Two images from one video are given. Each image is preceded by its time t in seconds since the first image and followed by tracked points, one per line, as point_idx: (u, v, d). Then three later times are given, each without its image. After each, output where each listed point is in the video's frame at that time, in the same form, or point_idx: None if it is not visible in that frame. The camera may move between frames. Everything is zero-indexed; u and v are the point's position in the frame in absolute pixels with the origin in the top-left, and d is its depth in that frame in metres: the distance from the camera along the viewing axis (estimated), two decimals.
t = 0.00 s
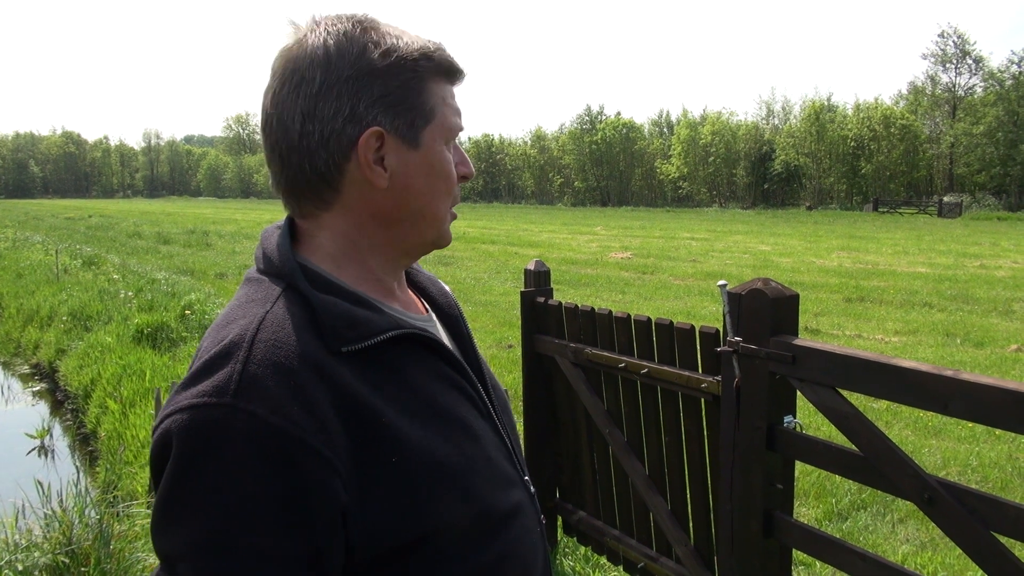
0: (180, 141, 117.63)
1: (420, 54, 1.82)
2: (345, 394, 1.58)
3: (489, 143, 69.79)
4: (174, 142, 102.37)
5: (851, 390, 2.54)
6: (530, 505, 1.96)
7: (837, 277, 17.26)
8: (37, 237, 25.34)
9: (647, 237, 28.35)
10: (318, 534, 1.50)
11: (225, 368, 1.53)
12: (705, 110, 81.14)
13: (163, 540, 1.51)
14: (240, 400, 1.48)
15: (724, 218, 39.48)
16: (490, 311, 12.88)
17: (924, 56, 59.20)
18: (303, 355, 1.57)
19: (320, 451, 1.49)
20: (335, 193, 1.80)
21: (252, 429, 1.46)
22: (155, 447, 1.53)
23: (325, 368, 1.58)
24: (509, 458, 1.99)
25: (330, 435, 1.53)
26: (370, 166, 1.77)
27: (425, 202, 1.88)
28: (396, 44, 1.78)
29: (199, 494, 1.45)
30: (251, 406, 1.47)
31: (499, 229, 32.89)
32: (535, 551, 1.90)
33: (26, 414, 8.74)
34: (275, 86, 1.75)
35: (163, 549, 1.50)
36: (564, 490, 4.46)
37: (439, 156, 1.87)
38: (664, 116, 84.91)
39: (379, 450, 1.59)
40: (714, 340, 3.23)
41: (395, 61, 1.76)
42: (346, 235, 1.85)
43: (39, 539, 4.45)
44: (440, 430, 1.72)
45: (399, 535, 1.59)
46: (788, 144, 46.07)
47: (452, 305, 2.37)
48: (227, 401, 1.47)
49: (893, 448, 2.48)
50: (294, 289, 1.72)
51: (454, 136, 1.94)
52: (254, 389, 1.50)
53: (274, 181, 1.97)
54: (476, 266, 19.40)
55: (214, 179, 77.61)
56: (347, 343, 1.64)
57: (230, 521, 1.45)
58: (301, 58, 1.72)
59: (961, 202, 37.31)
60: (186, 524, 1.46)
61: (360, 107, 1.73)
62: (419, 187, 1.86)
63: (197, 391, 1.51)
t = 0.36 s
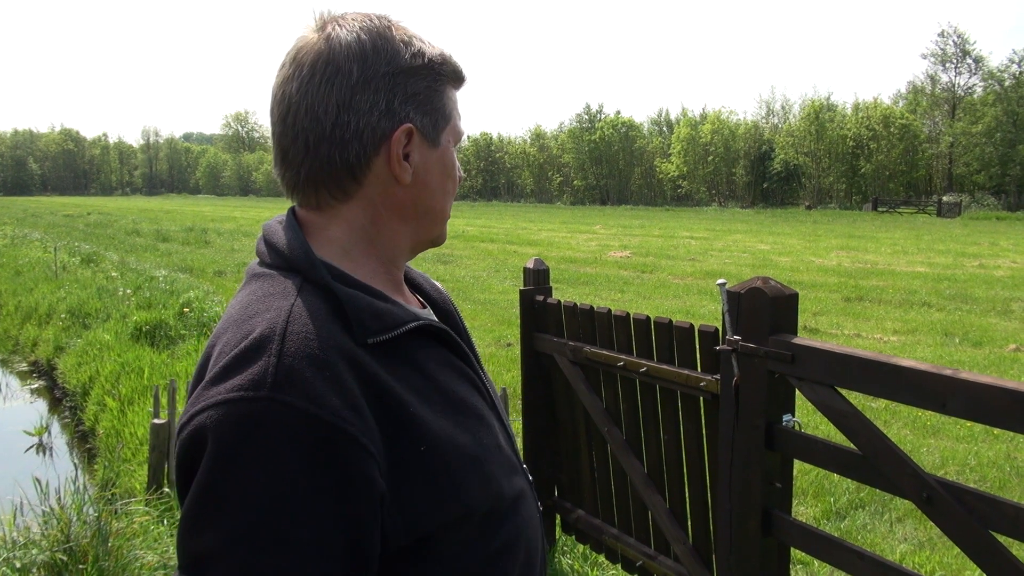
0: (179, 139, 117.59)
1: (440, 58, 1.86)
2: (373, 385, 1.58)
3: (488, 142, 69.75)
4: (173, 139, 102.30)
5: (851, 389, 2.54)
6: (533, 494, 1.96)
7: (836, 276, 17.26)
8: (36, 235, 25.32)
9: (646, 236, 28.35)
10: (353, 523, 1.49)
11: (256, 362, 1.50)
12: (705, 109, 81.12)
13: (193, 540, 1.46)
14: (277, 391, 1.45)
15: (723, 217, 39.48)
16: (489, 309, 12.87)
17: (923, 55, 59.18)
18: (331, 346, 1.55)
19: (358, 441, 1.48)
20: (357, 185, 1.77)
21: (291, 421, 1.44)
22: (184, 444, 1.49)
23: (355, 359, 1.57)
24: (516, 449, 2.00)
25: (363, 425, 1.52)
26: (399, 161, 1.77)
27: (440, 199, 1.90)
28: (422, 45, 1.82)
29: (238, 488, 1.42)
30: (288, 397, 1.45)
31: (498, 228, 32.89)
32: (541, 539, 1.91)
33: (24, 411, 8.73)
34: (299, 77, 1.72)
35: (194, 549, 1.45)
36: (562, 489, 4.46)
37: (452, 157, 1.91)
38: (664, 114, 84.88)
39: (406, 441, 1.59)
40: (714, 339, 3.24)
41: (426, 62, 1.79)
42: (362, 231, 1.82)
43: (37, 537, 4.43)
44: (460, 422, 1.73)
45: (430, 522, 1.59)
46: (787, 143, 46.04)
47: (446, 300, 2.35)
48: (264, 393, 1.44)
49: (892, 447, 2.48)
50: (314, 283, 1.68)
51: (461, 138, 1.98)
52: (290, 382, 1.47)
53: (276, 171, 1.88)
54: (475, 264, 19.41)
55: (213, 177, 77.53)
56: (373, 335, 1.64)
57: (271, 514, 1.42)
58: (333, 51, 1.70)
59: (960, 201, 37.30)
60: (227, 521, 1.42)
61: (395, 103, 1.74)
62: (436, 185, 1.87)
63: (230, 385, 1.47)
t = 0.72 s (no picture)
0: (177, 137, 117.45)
1: (439, 59, 1.86)
2: (372, 379, 1.58)
3: (487, 140, 69.66)
4: (172, 137, 102.30)
5: (848, 387, 2.54)
6: (527, 490, 1.97)
7: (835, 275, 17.25)
8: (35, 233, 25.29)
9: (645, 234, 28.35)
10: (351, 514, 1.49)
11: (256, 355, 1.49)
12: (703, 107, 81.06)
13: (191, 532, 1.45)
14: (276, 383, 1.45)
15: (722, 215, 39.45)
16: (488, 307, 12.87)
17: (922, 54, 59.15)
18: (331, 340, 1.55)
19: (357, 434, 1.48)
20: (355, 181, 1.76)
21: (291, 413, 1.44)
22: (181, 437, 1.48)
23: (354, 353, 1.57)
24: (510, 446, 2.00)
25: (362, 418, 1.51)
26: (396, 159, 1.76)
27: (436, 198, 1.89)
28: (423, 44, 1.81)
29: (236, 479, 1.42)
30: (287, 389, 1.45)
31: (496, 227, 32.85)
32: (533, 534, 1.92)
33: (23, 410, 8.73)
34: (300, 74, 1.71)
35: (193, 540, 1.45)
36: (560, 487, 4.46)
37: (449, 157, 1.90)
38: (663, 113, 84.78)
39: (404, 436, 1.59)
40: (712, 338, 3.24)
41: (425, 61, 1.78)
42: (358, 227, 1.81)
43: (35, 535, 4.42)
44: (456, 418, 1.73)
45: (427, 515, 1.59)
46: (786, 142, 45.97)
47: (441, 298, 2.35)
48: (264, 385, 1.44)
49: (889, 446, 2.48)
50: (313, 278, 1.67)
51: (458, 139, 1.97)
52: (290, 374, 1.47)
53: (275, 167, 1.87)
54: (474, 263, 19.39)
55: (211, 175, 77.45)
56: (371, 330, 1.64)
57: (269, 505, 1.42)
58: (335, 49, 1.70)
59: (959, 200, 37.26)
60: (224, 512, 1.42)
61: (394, 102, 1.74)
62: (432, 183, 1.87)
63: (229, 377, 1.47)
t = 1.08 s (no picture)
0: (175, 136, 117.31)
1: (431, 57, 1.83)
2: (362, 377, 1.57)
3: (485, 140, 69.62)
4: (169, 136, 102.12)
5: (844, 387, 2.55)
6: (517, 492, 1.97)
7: (832, 275, 17.26)
8: (31, 231, 25.24)
9: (643, 233, 28.33)
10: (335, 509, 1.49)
11: (247, 349, 1.49)
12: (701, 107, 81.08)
13: (179, 520, 1.45)
14: (265, 378, 1.45)
15: (720, 215, 39.46)
16: (485, 307, 12.86)
17: (919, 54, 59.21)
18: (322, 337, 1.55)
19: (344, 432, 1.48)
20: (339, 178, 1.77)
21: (280, 407, 1.44)
22: (169, 430, 1.48)
23: (344, 351, 1.57)
24: (499, 447, 2.01)
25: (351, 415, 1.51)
26: (378, 157, 1.76)
27: (425, 199, 1.87)
28: (414, 45, 1.80)
29: (221, 471, 1.42)
30: (277, 384, 1.44)
31: (494, 226, 32.82)
32: (520, 536, 1.92)
33: (19, 409, 8.71)
34: (292, 74, 1.74)
35: (179, 531, 1.45)
36: (557, 486, 4.46)
37: (440, 157, 1.86)
38: (661, 113, 84.81)
39: (392, 434, 1.58)
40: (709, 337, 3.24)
41: (412, 61, 1.77)
42: (347, 224, 1.81)
43: (31, 534, 4.41)
44: (445, 417, 1.73)
45: (412, 513, 1.59)
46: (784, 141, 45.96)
47: (438, 300, 2.36)
48: (253, 379, 1.44)
49: (885, 446, 2.48)
50: (306, 274, 1.68)
51: (456, 139, 1.93)
52: (279, 369, 1.47)
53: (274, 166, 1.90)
54: (472, 262, 19.38)
55: (209, 173, 77.34)
56: (362, 327, 1.64)
57: (255, 498, 1.42)
58: (323, 49, 1.71)
59: (956, 200, 37.30)
60: (209, 503, 1.42)
61: (376, 100, 1.73)
62: (420, 182, 1.84)
63: (218, 370, 1.47)
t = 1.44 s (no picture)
0: (170, 136, 116.96)
1: (368, 49, 1.78)
2: (344, 373, 1.57)
3: (482, 139, 69.57)
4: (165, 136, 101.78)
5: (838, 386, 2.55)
6: (508, 491, 1.96)
7: (828, 275, 17.28)
8: (26, 231, 25.13)
9: (639, 233, 28.34)
10: (318, 505, 1.48)
11: (225, 343, 1.49)
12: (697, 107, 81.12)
13: (159, 515, 1.44)
14: (243, 373, 1.44)
15: (716, 215, 39.50)
16: (481, 307, 12.85)
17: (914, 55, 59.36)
18: (304, 334, 1.55)
19: (322, 427, 1.47)
20: (292, 175, 1.86)
21: (257, 402, 1.43)
22: (151, 424, 1.48)
23: (324, 347, 1.57)
24: (489, 445, 2.00)
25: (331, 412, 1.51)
26: (309, 152, 1.78)
27: (370, 193, 1.81)
28: (353, 39, 1.78)
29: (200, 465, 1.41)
30: (256, 379, 1.44)
31: (490, 225, 32.78)
32: (510, 534, 1.91)
33: (14, 409, 8.68)
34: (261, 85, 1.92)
35: (161, 526, 1.44)
36: (553, 486, 4.46)
37: (385, 150, 1.79)
38: (657, 113, 84.86)
39: (373, 429, 1.58)
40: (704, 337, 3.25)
41: (340, 54, 1.75)
42: (307, 221, 1.86)
43: (25, 535, 4.40)
44: (428, 414, 1.72)
45: (392, 508, 1.58)
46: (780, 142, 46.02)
47: (434, 298, 2.36)
48: (230, 374, 1.43)
49: (880, 446, 2.49)
50: (292, 271, 1.68)
51: (414, 130, 1.84)
52: (257, 364, 1.46)
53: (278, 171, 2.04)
54: (468, 262, 19.36)
55: (205, 173, 77.10)
56: (342, 323, 1.64)
57: (236, 492, 1.41)
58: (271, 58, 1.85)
59: (951, 200, 37.40)
60: (189, 497, 1.41)
61: (301, 95, 1.77)
62: (360, 174, 1.79)
63: (198, 364, 1.46)
